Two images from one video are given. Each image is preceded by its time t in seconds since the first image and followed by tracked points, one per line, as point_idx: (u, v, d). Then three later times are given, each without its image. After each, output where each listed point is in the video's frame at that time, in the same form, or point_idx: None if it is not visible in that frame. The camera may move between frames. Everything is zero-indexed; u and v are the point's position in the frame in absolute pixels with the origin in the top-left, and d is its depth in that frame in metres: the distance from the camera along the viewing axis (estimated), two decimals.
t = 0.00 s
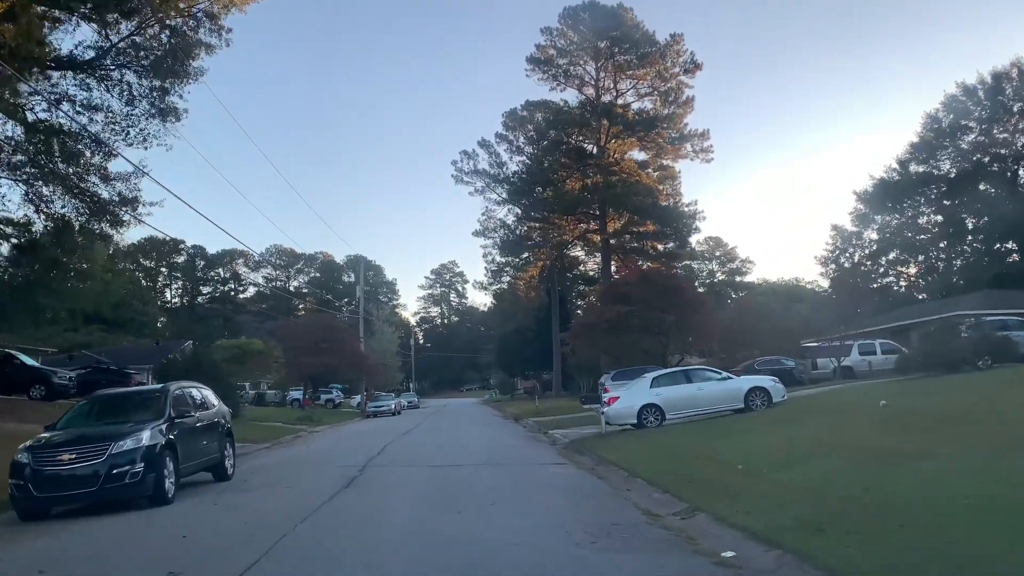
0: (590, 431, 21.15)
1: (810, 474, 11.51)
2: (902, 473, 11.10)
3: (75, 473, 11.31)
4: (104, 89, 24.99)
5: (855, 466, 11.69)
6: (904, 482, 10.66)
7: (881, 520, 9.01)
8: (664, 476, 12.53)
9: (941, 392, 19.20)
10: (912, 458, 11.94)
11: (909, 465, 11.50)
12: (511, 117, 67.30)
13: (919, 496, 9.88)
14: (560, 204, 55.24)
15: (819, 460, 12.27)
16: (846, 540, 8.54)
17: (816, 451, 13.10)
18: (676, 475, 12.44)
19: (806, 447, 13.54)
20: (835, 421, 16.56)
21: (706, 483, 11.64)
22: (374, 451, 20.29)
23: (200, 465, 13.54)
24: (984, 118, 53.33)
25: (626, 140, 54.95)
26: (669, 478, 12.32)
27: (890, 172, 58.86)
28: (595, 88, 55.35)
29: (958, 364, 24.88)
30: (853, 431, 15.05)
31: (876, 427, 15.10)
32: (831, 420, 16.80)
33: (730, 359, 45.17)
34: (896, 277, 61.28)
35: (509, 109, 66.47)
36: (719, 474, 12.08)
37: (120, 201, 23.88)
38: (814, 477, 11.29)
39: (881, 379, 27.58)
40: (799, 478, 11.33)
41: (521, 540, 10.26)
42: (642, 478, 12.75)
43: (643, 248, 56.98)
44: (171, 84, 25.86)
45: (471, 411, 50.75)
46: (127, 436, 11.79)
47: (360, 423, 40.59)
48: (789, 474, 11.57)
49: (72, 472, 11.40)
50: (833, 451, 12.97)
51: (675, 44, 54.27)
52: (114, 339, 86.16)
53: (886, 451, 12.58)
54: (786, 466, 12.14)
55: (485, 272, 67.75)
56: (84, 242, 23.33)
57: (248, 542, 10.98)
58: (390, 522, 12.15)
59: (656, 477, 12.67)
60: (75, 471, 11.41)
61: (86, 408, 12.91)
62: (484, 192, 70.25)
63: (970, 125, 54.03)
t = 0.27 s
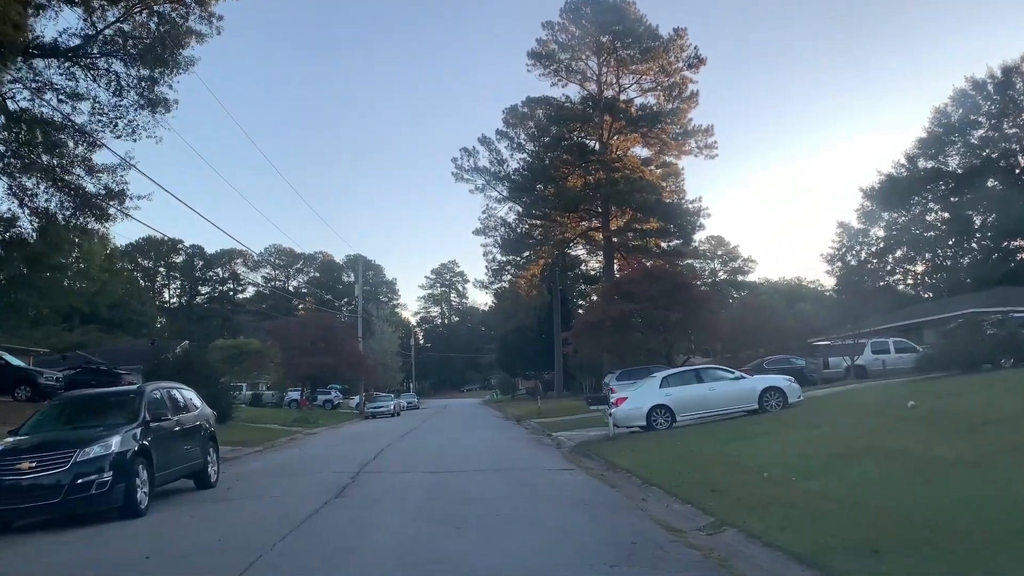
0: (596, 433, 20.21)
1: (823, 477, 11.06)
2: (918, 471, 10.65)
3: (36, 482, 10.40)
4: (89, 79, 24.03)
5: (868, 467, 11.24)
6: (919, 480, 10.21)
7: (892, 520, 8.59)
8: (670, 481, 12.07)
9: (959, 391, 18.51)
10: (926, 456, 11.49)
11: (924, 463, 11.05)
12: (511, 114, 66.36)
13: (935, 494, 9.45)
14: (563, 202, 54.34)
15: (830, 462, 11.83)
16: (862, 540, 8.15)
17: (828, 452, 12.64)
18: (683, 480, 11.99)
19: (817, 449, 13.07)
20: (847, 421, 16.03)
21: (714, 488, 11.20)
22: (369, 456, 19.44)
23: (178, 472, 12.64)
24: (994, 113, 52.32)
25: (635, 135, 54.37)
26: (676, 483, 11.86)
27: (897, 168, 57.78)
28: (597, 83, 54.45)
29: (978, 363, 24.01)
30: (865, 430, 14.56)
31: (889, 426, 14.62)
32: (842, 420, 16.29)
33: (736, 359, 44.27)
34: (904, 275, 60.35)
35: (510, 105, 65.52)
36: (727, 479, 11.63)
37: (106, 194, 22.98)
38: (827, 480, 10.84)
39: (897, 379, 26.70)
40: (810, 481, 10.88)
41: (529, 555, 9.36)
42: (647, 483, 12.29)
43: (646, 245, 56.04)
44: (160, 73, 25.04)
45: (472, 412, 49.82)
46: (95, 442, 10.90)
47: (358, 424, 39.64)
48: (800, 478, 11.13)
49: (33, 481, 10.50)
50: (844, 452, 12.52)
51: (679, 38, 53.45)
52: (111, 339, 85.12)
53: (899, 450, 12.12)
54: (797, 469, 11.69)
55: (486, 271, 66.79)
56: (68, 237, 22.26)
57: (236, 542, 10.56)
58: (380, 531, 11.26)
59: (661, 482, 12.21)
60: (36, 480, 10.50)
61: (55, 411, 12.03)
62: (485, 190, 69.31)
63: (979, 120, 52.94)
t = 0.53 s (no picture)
0: (604, 434, 19.29)
1: (842, 480, 10.64)
2: (939, 473, 10.26)
3: None
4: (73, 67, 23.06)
5: (888, 470, 10.83)
6: (941, 483, 9.82)
7: (918, 527, 8.21)
8: (682, 484, 11.63)
9: (978, 391, 17.86)
10: (945, 457, 11.09)
11: (944, 465, 10.65)
12: (512, 109, 65.36)
13: (960, 499, 9.05)
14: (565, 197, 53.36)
15: (846, 464, 11.44)
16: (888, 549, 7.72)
17: (845, 454, 12.22)
18: (695, 482, 11.55)
19: (833, 450, 12.64)
20: (862, 421, 15.52)
21: (729, 491, 10.78)
22: (365, 458, 18.50)
23: (153, 479, 11.69)
24: (1004, 106, 50.10)
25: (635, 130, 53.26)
26: (688, 485, 11.42)
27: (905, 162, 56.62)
28: (599, 76, 53.47)
29: (1001, 360, 23.09)
30: (881, 431, 14.09)
31: (905, 427, 14.17)
32: (857, 421, 15.76)
33: (743, 357, 43.30)
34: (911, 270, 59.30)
35: (510, 100, 64.51)
36: (742, 482, 11.21)
37: (91, 187, 21.97)
38: (845, 483, 10.43)
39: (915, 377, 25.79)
40: (829, 485, 10.47)
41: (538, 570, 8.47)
42: (658, 485, 11.83)
43: (649, 241, 55.03)
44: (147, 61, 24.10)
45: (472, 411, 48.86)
46: (55, 449, 9.97)
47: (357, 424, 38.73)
48: (819, 481, 10.71)
49: None
50: (861, 453, 12.10)
51: (683, 30, 52.46)
52: (107, 338, 84.12)
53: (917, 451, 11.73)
54: (814, 472, 11.28)
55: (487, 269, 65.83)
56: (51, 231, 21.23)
57: (230, 545, 10.17)
58: (371, 539, 10.37)
59: (673, 484, 11.77)
60: None
61: (17, 415, 11.12)
62: (485, 186, 68.35)
63: (989, 114, 50.87)
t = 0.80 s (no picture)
0: (614, 436, 18.33)
1: (860, 480, 10.27)
2: (958, 471, 9.92)
3: None
4: (57, 52, 22.16)
5: (905, 469, 10.49)
6: (963, 481, 9.48)
7: (919, 527, 8.05)
8: (696, 486, 11.21)
9: (996, 389, 17.24)
10: (954, 454, 10.86)
11: (953, 461, 10.45)
12: (514, 104, 64.41)
13: (984, 499, 8.72)
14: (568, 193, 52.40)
15: (853, 463, 11.21)
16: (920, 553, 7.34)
17: (860, 452, 11.85)
18: (710, 485, 11.14)
19: (847, 449, 12.26)
20: (880, 421, 14.88)
21: (746, 495, 10.36)
22: (362, 460, 17.59)
23: (121, 487, 10.72)
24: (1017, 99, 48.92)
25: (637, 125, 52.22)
26: (704, 488, 11.00)
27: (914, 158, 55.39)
28: (602, 70, 52.59)
29: None
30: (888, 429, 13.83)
31: (922, 425, 13.73)
32: (873, 420, 15.14)
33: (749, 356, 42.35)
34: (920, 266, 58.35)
35: (512, 95, 63.55)
36: (759, 484, 10.79)
37: (76, 177, 20.99)
38: (864, 483, 10.08)
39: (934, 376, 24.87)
40: (847, 484, 10.10)
41: None
42: (671, 488, 11.40)
43: (653, 237, 54.07)
44: (134, 46, 23.27)
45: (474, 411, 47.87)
46: (8, 454, 9.01)
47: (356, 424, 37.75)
48: (836, 481, 10.34)
49: None
50: (867, 451, 11.88)
51: (688, 22, 51.44)
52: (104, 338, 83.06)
53: (932, 449, 11.40)
54: (831, 471, 10.91)
55: (488, 266, 64.85)
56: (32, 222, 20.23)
57: (227, 546, 9.79)
58: (364, 550, 9.48)
59: (687, 486, 11.35)
60: None
61: None
62: (486, 183, 67.39)
63: (1001, 109, 50.00)
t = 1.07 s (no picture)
0: (623, 438, 17.42)
1: (872, 483, 10.03)
2: (971, 473, 9.69)
3: None
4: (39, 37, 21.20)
5: (917, 472, 10.24)
6: (976, 481, 9.25)
7: (925, 523, 7.96)
8: (707, 488, 10.91)
9: (1016, 391, 16.65)
10: (953, 456, 10.79)
11: (952, 463, 10.38)
12: (515, 99, 63.47)
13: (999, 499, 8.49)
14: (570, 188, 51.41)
15: (854, 465, 11.10)
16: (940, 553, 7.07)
17: (871, 455, 11.58)
18: (721, 487, 10.84)
19: (857, 451, 11.99)
20: (898, 422, 14.31)
21: (758, 497, 10.08)
22: (357, 463, 16.63)
23: (83, 498, 9.44)
24: None
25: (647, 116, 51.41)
26: (714, 490, 10.68)
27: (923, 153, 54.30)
28: (605, 64, 51.62)
29: None
30: (893, 429, 13.60)
31: (927, 426, 13.48)
32: (886, 420, 14.66)
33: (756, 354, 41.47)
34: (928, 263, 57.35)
35: (513, 89, 62.58)
36: (771, 486, 10.50)
37: (58, 167, 20.03)
38: (877, 485, 9.83)
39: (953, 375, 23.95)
40: (860, 486, 9.85)
41: None
42: (681, 489, 11.09)
43: (657, 234, 53.14)
44: (120, 31, 22.33)
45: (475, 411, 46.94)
46: None
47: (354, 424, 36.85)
48: (849, 484, 10.08)
49: None
50: (866, 454, 11.77)
51: (692, 15, 50.41)
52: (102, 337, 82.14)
53: (944, 451, 11.15)
54: (843, 474, 10.64)
55: (489, 264, 63.88)
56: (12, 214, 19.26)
57: (217, 543, 9.20)
58: (357, 559, 8.56)
59: (697, 487, 11.04)
60: None
61: None
62: (488, 179, 66.47)
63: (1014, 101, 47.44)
